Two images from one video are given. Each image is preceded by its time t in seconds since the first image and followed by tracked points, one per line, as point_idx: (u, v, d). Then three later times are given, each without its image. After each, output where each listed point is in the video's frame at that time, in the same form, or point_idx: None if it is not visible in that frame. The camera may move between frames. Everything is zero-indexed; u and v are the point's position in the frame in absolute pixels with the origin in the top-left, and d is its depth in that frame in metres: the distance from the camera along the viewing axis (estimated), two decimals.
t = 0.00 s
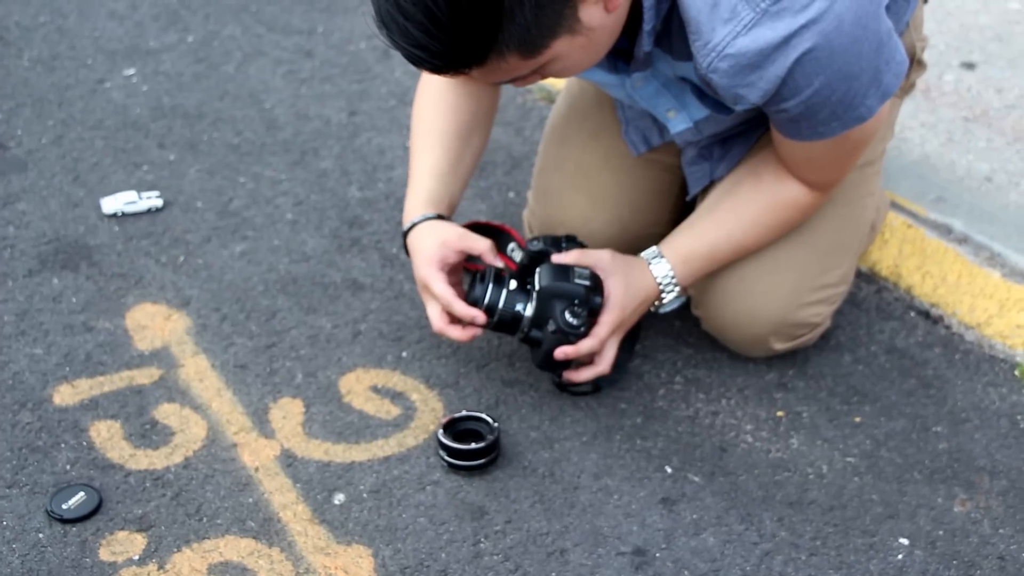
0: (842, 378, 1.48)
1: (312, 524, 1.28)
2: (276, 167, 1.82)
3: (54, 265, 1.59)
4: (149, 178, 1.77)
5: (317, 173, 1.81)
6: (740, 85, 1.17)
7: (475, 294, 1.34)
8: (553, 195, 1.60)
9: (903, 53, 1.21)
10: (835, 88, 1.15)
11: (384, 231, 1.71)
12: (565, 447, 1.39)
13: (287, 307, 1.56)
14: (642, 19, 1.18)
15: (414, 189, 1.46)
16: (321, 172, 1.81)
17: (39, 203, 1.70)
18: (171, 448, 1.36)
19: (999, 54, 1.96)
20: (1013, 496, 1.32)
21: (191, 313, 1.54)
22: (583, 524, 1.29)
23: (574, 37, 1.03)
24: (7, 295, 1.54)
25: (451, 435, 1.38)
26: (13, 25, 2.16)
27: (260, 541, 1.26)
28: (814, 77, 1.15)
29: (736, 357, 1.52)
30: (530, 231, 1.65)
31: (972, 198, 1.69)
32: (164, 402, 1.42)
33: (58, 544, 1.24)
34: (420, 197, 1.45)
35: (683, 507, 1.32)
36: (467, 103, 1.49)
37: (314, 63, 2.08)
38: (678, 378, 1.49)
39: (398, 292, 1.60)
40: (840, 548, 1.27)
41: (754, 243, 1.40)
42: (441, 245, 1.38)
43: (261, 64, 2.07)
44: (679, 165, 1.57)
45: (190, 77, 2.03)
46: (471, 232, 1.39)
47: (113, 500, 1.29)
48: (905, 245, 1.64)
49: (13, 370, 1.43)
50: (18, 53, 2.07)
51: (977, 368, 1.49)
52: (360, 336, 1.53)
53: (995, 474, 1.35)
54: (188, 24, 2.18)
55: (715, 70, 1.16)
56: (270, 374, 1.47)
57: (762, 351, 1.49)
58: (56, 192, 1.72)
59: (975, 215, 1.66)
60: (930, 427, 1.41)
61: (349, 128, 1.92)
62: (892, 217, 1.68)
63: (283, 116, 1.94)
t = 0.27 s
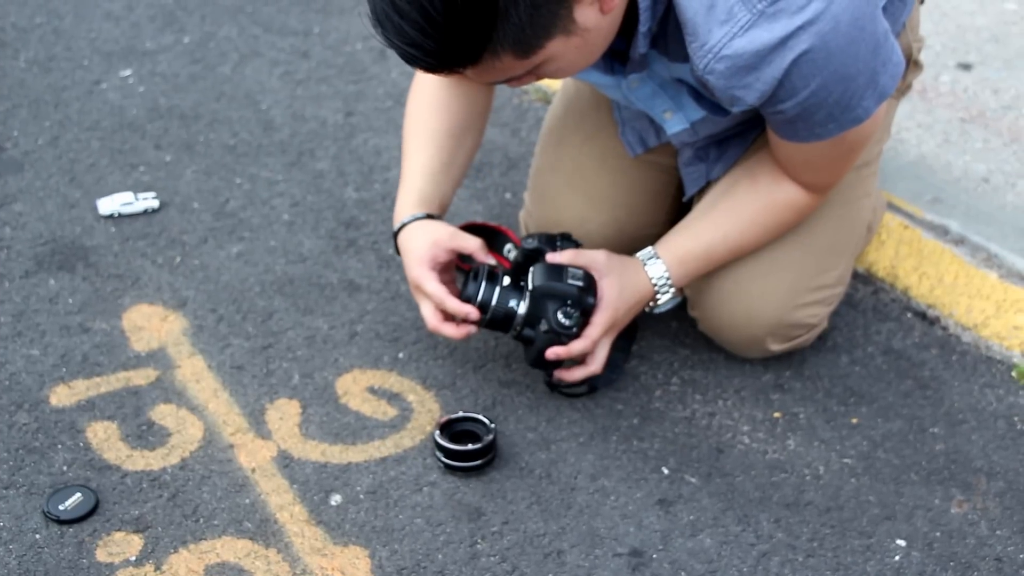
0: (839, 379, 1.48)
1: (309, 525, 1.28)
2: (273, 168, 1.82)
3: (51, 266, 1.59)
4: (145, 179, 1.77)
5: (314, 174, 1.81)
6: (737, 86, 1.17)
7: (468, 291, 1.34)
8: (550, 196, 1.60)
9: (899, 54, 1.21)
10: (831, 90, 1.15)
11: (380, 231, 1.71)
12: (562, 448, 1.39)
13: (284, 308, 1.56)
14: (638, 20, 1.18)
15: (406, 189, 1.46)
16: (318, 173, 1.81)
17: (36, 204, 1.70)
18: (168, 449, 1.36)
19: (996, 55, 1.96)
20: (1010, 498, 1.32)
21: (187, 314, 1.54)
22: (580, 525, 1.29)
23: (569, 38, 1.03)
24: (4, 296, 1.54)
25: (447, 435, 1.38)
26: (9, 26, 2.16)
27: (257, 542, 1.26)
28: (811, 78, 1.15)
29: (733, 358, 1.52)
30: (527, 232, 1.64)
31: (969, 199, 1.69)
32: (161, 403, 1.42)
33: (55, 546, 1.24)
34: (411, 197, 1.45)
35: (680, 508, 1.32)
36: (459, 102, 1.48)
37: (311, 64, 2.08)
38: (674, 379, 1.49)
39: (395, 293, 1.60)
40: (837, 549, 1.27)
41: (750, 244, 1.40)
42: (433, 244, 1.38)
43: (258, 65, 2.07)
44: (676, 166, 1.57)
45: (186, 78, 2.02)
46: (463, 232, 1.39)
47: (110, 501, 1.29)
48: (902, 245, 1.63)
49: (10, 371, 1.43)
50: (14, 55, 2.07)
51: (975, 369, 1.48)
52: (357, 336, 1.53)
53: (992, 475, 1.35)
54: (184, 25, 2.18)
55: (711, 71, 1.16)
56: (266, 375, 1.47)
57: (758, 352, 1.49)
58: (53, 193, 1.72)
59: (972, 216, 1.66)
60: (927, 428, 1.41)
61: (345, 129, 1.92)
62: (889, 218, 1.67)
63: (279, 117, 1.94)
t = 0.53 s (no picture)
0: (831, 380, 1.48)
1: (301, 527, 1.27)
2: (266, 169, 1.82)
3: (42, 268, 1.59)
4: (137, 181, 1.77)
5: (307, 175, 1.81)
6: (728, 89, 1.17)
7: (459, 295, 1.34)
8: (542, 197, 1.60)
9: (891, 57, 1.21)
10: (823, 93, 1.16)
11: (373, 233, 1.71)
12: (555, 449, 1.39)
13: (277, 310, 1.56)
14: (630, 22, 1.19)
15: (396, 190, 1.46)
16: (311, 174, 1.81)
17: (28, 206, 1.69)
18: (159, 451, 1.35)
19: (988, 56, 1.97)
20: (1002, 498, 1.32)
21: (180, 316, 1.54)
22: (573, 526, 1.29)
23: (562, 39, 1.03)
24: None
25: (440, 437, 1.37)
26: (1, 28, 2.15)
27: (249, 544, 1.25)
28: (802, 82, 1.15)
29: (725, 359, 1.52)
30: (520, 233, 1.64)
31: (962, 200, 1.70)
32: (153, 405, 1.41)
33: (46, 548, 1.23)
34: (402, 197, 1.45)
35: (673, 509, 1.32)
36: (449, 102, 1.48)
37: (304, 65, 2.08)
38: (667, 380, 1.49)
39: (388, 294, 1.60)
40: (829, 549, 1.27)
41: (743, 246, 1.40)
42: (422, 249, 1.38)
43: (251, 66, 2.07)
44: (669, 167, 1.57)
45: (179, 79, 2.02)
46: (452, 236, 1.38)
47: (101, 504, 1.29)
48: (895, 246, 1.64)
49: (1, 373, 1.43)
50: (6, 56, 2.06)
51: (966, 369, 1.49)
52: (350, 338, 1.53)
53: (984, 475, 1.35)
54: (177, 26, 2.18)
55: (702, 74, 1.16)
56: (259, 376, 1.46)
57: (751, 352, 1.49)
58: (45, 194, 1.72)
59: (965, 216, 1.67)
60: (919, 428, 1.41)
61: (338, 130, 1.92)
62: (882, 219, 1.68)
63: (273, 118, 1.94)
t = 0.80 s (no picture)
0: (816, 380, 1.48)
1: (286, 527, 1.27)
2: (251, 169, 1.81)
3: (26, 268, 1.58)
4: (122, 181, 1.76)
5: (292, 175, 1.81)
6: (712, 91, 1.17)
7: (444, 302, 1.34)
8: (527, 197, 1.60)
9: (874, 58, 1.21)
10: (806, 95, 1.16)
11: (358, 233, 1.70)
12: (540, 449, 1.39)
13: (261, 310, 1.55)
14: (612, 25, 1.19)
15: (381, 192, 1.46)
16: (295, 174, 1.81)
17: (12, 206, 1.69)
18: (143, 451, 1.35)
19: (971, 56, 1.97)
20: (985, 496, 1.33)
21: (163, 316, 1.53)
22: (558, 526, 1.29)
23: (541, 43, 1.03)
24: None
25: (425, 437, 1.37)
26: None
27: (233, 545, 1.25)
28: (785, 84, 1.15)
29: (710, 359, 1.52)
30: (505, 233, 1.64)
31: (945, 200, 1.70)
32: (137, 405, 1.41)
33: (29, 549, 1.23)
34: (386, 199, 1.45)
35: (658, 509, 1.32)
36: (433, 103, 1.48)
37: (288, 65, 2.08)
38: (652, 380, 1.49)
39: (373, 295, 1.60)
40: (813, 549, 1.27)
41: (727, 246, 1.40)
42: (407, 254, 1.38)
43: (235, 67, 2.07)
44: (652, 167, 1.57)
45: (163, 80, 2.02)
46: (436, 242, 1.38)
47: (85, 505, 1.28)
48: (879, 245, 1.64)
49: None
50: None
51: (951, 368, 1.49)
52: (335, 338, 1.53)
53: (968, 474, 1.35)
54: (161, 26, 2.18)
55: (686, 77, 1.16)
56: (243, 376, 1.46)
57: (736, 352, 1.49)
58: (29, 195, 1.71)
59: (948, 216, 1.67)
60: (903, 427, 1.41)
61: (324, 130, 1.91)
62: (866, 218, 1.68)
63: (257, 119, 1.93)
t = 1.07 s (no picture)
0: (830, 380, 1.48)
1: (299, 527, 1.28)
2: (264, 169, 1.82)
3: (40, 268, 1.59)
4: (135, 181, 1.77)
5: (304, 175, 1.81)
6: (727, 93, 1.17)
7: (462, 300, 1.34)
8: (540, 197, 1.60)
9: (889, 59, 1.21)
10: (822, 96, 1.15)
11: (371, 233, 1.71)
12: (553, 449, 1.39)
13: (274, 310, 1.56)
14: (625, 28, 1.19)
15: (393, 192, 1.46)
16: (308, 174, 1.81)
17: (26, 206, 1.70)
18: (158, 451, 1.36)
19: (986, 55, 1.96)
20: (1000, 498, 1.32)
21: (177, 316, 1.54)
22: (571, 527, 1.29)
23: (548, 47, 1.03)
24: None
25: (438, 437, 1.37)
26: None
27: (247, 544, 1.25)
28: (801, 85, 1.15)
29: (723, 359, 1.52)
30: (518, 233, 1.64)
31: (959, 200, 1.69)
32: (151, 405, 1.41)
33: (45, 548, 1.23)
34: (398, 200, 1.45)
35: (671, 509, 1.31)
36: (444, 102, 1.48)
37: (301, 65, 2.08)
38: (665, 380, 1.49)
39: (385, 295, 1.60)
40: (827, 550, 1.27)
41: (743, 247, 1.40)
42: (423, 254, 1.38)
43: (248, 66, 2.07)
44: (666, 168, 1.57)
45: (176, 80, 2.02)
46: (453, 242, 1.38)
47: (100, 503, 1.29)
48: (892, 246, 1.63)
49: None
50: (3, 56, 2.06)
51: (965, 369, 1.48)
52: (348, 338, 1.53)
53: (982, 475, 1.35)
54: (174, 26, 2.18)
55: (701, 79, 1.16)
56: (257, 376, 1.46)
57: (749, 353, 1.49)
58: (43, 194, 1.72)
59: (962, 216, 1.66)
60: (917, 428, 1.41)
61: (336, 130, 1.92)
62: (880, 219, 1.67)
63: (270, 118, 1.94)
